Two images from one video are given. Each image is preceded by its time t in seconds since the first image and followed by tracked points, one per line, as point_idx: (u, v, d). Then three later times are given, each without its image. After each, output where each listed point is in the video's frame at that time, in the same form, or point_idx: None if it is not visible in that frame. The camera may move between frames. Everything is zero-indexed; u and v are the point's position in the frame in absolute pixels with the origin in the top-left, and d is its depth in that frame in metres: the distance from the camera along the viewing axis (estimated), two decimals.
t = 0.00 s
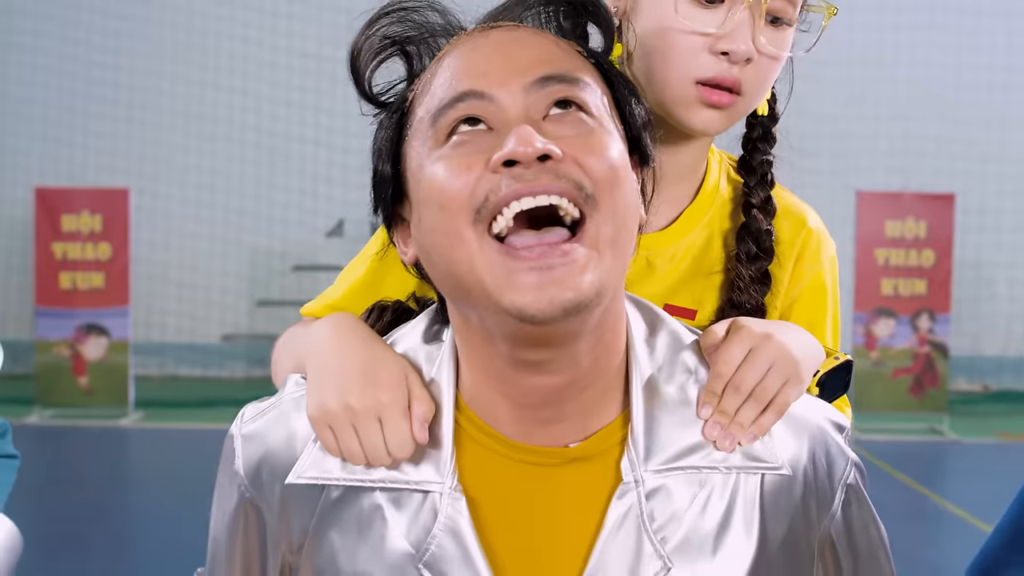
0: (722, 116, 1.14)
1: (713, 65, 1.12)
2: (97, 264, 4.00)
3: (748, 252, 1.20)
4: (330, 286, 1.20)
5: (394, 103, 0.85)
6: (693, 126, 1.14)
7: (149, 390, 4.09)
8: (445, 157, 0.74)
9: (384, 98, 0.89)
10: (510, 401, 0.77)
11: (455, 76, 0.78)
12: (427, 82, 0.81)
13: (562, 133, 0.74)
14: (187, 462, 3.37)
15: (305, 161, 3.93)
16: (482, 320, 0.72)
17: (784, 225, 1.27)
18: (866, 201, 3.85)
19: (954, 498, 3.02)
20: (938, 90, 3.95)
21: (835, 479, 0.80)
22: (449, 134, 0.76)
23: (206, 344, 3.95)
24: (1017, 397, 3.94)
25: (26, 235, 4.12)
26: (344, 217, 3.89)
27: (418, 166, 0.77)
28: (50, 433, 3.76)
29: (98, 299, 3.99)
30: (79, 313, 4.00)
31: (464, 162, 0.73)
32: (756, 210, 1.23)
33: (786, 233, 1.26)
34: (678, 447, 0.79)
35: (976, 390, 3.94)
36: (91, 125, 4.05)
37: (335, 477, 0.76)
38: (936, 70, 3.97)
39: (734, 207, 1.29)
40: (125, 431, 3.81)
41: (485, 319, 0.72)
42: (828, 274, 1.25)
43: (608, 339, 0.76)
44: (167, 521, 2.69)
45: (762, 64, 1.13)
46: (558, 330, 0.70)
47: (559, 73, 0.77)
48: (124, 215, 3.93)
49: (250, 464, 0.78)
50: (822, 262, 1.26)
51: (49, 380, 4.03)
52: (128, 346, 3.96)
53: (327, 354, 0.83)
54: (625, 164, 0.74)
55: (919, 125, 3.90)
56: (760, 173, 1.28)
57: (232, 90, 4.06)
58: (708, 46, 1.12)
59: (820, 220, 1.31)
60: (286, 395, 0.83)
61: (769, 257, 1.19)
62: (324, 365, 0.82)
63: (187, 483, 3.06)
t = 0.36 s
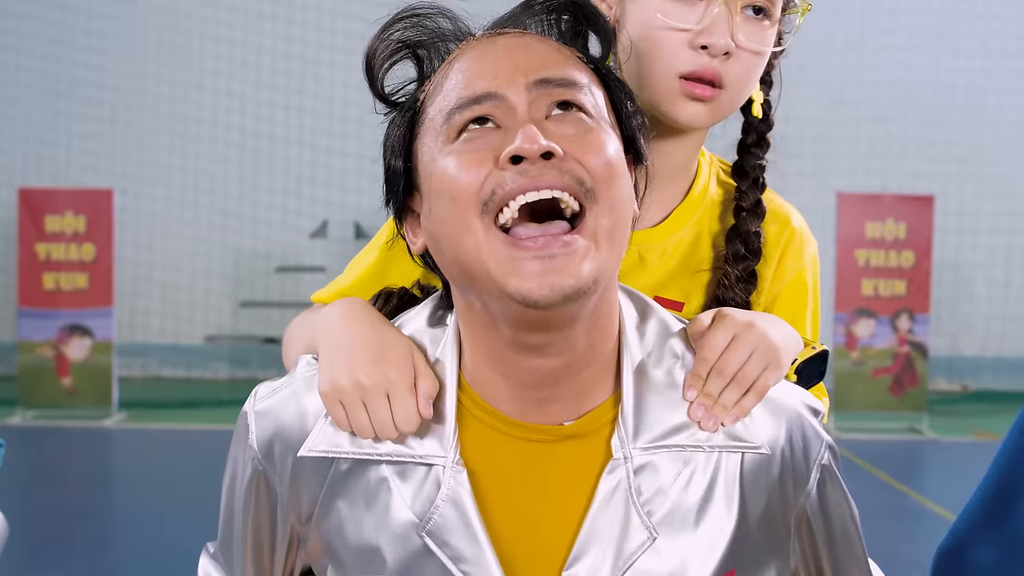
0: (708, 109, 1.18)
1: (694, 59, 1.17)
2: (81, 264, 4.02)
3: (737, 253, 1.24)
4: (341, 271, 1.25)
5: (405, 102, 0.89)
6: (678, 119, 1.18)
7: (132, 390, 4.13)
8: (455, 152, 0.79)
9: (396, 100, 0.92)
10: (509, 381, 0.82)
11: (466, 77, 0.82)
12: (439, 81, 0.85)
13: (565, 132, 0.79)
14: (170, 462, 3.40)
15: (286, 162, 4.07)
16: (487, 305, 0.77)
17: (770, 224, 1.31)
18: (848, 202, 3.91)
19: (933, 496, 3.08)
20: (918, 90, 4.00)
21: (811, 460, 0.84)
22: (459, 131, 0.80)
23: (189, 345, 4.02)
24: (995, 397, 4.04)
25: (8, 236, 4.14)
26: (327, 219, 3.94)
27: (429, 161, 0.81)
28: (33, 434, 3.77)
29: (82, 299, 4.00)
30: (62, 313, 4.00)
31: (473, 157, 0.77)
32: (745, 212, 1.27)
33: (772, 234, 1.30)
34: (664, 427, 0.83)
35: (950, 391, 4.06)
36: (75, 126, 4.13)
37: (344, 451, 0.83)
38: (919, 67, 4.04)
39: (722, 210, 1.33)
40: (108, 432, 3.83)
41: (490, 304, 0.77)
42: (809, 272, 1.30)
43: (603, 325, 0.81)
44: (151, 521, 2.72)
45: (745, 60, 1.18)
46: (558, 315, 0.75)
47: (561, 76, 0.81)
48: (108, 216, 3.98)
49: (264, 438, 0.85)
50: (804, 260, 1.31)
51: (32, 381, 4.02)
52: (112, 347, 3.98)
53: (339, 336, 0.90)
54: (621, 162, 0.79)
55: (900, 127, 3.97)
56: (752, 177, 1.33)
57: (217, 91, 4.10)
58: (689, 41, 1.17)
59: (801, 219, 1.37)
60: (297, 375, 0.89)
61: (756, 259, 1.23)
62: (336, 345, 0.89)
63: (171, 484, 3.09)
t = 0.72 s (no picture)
0: (738, 108, 1.30)
1: (736, 68, 1.27)
2: (69, 264, 4.05)
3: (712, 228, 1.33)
4: (339, 266, 1.30)
5: (401, 104, 0.93)
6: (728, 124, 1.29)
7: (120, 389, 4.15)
8: (447, 153, 0.83)
9: (392, 100, 0.97)
10: (497, 367, 0.87)
11: (459, 82, 0.87)
12: (431, 85, 0.90)
13: (551, 134, 0.84)
14: (159, 460, 3.45)
15: (276, 162, 4.14)
16: (478, 296, 0.82)
17: (743, 222, 1.37)
18: (832, 202, 3.98)
19: (915, 492, 3.14)
20: (900, 91, 4.09)
21: (780, 445, 0.89)
22: (452, 133, 0.85)
23: (178, 344, 4.09)
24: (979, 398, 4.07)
25: None
26: (316, 218, 4.01)
27: (423, 161, 0.86)
28: (22, 433, 3.79)
29: (70, 298, 4.03)
30: (51, 312, 4.03)
31: (465, 158, 0.82)
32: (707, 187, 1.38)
33: (744, 230, 1.36)
34: (642, 412, 0.89)
35: (938, 391, 4.11)
36: (67, 124, 4.16)
37: (341, 430, 0.88)
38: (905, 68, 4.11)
39: (690, 188, 1.39)
40: (97, 431, 3.86)
41: (481, 295, 0.81)
42: (782, 267, 1.35)
43: (586, 314, 0.86)
44: (139, 519, 2.76)
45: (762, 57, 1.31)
46: (543, 306, 0.80)
47: (547, 82, 0.86)
48: (97, 216, 4.02)
49: (266, 419, 0.90)
50: (777, 256, 1.36)
51: (20, 380, 4.04)
52: (101, 345, 4.03)
53: (338, 324, 0.95)
54: (603, 162, 0.83)
55: (883, 127, 4.06)
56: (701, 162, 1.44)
57: (207, 89, 4.14)
58: (730, 53, 1.27)
59: (776, 218, 1.41)
60: (298, 360, 0.95)
61: (727, 234, 1.33)
62: (335, 331, 0.94)
63: (159, 483, 3.13)
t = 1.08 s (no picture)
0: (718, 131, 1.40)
1: (719, 96, 1.37)
2: (68, 265, 4.09)
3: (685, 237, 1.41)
4: (337, 271, 1.37)
5: (398, 122, 1.00)
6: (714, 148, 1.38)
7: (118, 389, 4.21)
8: (442, 171, 0.90)
9: (389, 118, 1.04)
10: (487, 367, 0.93)
11: (453, 104, 0.94)
12: (427, 106, 0.97)
13: (538, 154, 0.90)
14: (157, 461, 3.51)
15: (274, 163, 4.23)
16: (470, 302, 0.88)
17: (715, 231, 1.46)
18: (825, 203, 4.06)
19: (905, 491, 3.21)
20: (895, 94, 4.21)
21: (748, 438, 0.96)
22: (446, 152, 0.92)
23: (175, 345, 4.18)
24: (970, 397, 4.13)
25: None
26: (314, 219, 4.11)
27: (420, 177, 0.92)
28: (21, 433, 3.82)
29: (69, 299, 4.07)
30: (49, 313, 4.06)
31: (459, 176, 0.89)
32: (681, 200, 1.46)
33: (717, 239, 1.45)
34: (620, 407, 0.95)
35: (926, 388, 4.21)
36: (65, 126, 4.24)
37: (341, 424, 0.95)
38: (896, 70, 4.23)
39: (665, 201, 1.47)
40: (96, 431, 3.92)
41: (473, 302, 0.88)
42: (752, 273, 1.45)
43: (570, 319, 0.93)
44: (138, 520, 2.82)
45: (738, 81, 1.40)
46: (530, 312, 0.87)
47: (534, 104, 0.93)
48: (96, 217, 4.08)
49: (269, 413, 0.97)
50: (747, 262, 1.45)
51: (19, 381, 4.05)
52: (100, 347, 4.04)
53: (338, 325, 1.02)
54: (585, 180, 0.90)
55: (878, 129, 4.18)
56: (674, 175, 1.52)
57: (204, 93, 4.22)
58: (713, 84, 1.36)
59: (747, 228, 1.51)
60: (299, 358, 1.02)
61: (699, 241, 1.42)
62: (335, 333, 1.01)
63: (157, 484, 3.19)
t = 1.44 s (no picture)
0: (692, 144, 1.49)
1: (695, 112, 1.46)
2: (71, 265, 4.25)
3: (665, 240, 1.49)
4: (337, 272, 1.44)
5: (396, 134, 1.08)
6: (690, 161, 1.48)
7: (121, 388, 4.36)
8: (438, 178, 0.98)
9: (387, 131, 1.12)
10: (482, 358, 1.01)
11: (447, 117, 1.01)
12: (422, 118, 1.04)
13: (525, 162, 0.98)
14: (160, 460, 3.58)
15: (274, 164, 4.33)
16: (465, 299, 0.96)
17: (694, 235, 1.55)
18: (821, 205, 4.12)
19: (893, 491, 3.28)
20: (890, 96, 4.26)
21: (725, 426, 1.04)
22: (441, 161, 0.99)
23: (177, 345, 4.37)
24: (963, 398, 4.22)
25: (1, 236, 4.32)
26: (314, 220, 4.26)
27: (417, 185, 1.00)
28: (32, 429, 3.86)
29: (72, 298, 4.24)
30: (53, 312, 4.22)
31: (453, 184, 0.96)
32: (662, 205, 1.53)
33: (695, 243, 1.54)
34: (607, 397, 1.03)
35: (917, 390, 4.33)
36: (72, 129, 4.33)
37: (348, 414, 1.02)
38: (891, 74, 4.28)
39: (646, 207, 1.54)
40: (98, 432, 3.97)
41: (468, 299, 0.96)
42: (728, 275, 1.54)
43: (556, 314, 1.00)
44: (140, 520, 2.89)
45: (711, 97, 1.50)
46: (520, 307, 0.94)
47: (522, 116, 1.01)
48: (99, 218, 4.24)
49: (280, 406, 1.04)
50: (723, 265, 1.54)
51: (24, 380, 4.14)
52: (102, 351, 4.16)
53: (342, 323, 1.09)
54: (570, 185, 0.98)
55: (873, 131, 4.27)
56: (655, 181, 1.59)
57: (205, 95, 4.37)
58: (691, 101, 1.45)
59: (722, 232, 1.60)
60: (306, 354, 1.09)
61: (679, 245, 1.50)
62: (340, 330, 1.08)
63: (158, 485, 3.25)
